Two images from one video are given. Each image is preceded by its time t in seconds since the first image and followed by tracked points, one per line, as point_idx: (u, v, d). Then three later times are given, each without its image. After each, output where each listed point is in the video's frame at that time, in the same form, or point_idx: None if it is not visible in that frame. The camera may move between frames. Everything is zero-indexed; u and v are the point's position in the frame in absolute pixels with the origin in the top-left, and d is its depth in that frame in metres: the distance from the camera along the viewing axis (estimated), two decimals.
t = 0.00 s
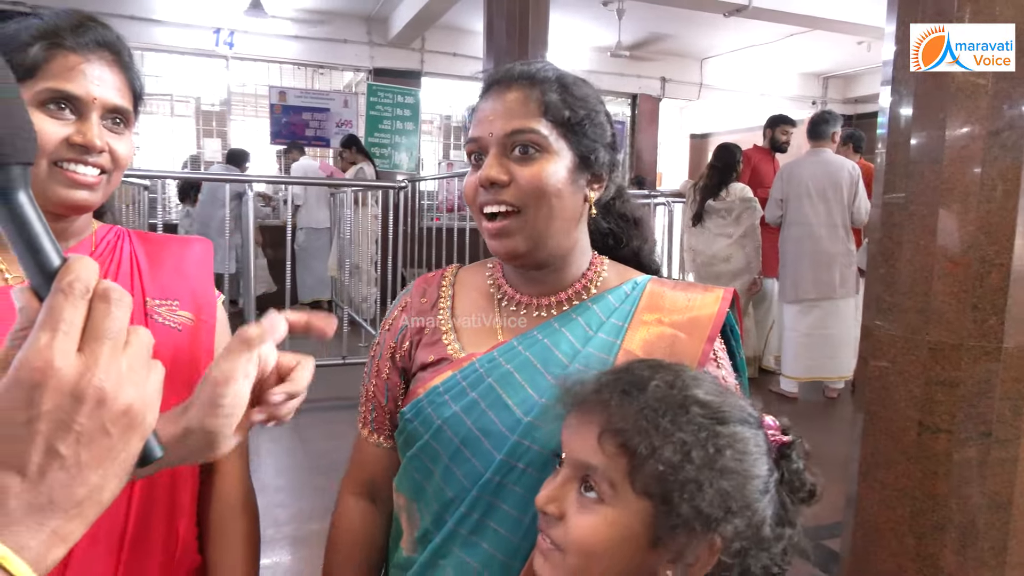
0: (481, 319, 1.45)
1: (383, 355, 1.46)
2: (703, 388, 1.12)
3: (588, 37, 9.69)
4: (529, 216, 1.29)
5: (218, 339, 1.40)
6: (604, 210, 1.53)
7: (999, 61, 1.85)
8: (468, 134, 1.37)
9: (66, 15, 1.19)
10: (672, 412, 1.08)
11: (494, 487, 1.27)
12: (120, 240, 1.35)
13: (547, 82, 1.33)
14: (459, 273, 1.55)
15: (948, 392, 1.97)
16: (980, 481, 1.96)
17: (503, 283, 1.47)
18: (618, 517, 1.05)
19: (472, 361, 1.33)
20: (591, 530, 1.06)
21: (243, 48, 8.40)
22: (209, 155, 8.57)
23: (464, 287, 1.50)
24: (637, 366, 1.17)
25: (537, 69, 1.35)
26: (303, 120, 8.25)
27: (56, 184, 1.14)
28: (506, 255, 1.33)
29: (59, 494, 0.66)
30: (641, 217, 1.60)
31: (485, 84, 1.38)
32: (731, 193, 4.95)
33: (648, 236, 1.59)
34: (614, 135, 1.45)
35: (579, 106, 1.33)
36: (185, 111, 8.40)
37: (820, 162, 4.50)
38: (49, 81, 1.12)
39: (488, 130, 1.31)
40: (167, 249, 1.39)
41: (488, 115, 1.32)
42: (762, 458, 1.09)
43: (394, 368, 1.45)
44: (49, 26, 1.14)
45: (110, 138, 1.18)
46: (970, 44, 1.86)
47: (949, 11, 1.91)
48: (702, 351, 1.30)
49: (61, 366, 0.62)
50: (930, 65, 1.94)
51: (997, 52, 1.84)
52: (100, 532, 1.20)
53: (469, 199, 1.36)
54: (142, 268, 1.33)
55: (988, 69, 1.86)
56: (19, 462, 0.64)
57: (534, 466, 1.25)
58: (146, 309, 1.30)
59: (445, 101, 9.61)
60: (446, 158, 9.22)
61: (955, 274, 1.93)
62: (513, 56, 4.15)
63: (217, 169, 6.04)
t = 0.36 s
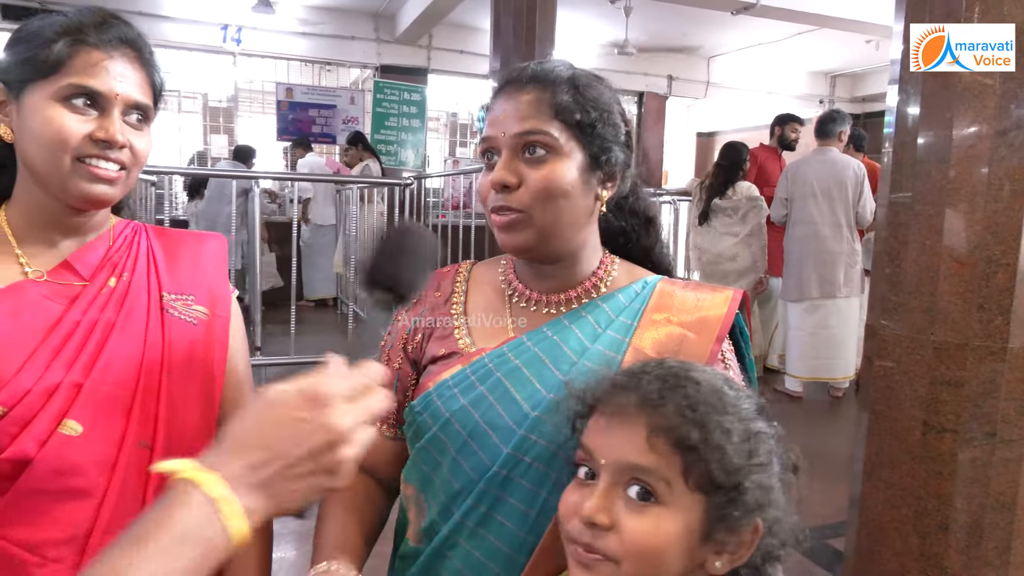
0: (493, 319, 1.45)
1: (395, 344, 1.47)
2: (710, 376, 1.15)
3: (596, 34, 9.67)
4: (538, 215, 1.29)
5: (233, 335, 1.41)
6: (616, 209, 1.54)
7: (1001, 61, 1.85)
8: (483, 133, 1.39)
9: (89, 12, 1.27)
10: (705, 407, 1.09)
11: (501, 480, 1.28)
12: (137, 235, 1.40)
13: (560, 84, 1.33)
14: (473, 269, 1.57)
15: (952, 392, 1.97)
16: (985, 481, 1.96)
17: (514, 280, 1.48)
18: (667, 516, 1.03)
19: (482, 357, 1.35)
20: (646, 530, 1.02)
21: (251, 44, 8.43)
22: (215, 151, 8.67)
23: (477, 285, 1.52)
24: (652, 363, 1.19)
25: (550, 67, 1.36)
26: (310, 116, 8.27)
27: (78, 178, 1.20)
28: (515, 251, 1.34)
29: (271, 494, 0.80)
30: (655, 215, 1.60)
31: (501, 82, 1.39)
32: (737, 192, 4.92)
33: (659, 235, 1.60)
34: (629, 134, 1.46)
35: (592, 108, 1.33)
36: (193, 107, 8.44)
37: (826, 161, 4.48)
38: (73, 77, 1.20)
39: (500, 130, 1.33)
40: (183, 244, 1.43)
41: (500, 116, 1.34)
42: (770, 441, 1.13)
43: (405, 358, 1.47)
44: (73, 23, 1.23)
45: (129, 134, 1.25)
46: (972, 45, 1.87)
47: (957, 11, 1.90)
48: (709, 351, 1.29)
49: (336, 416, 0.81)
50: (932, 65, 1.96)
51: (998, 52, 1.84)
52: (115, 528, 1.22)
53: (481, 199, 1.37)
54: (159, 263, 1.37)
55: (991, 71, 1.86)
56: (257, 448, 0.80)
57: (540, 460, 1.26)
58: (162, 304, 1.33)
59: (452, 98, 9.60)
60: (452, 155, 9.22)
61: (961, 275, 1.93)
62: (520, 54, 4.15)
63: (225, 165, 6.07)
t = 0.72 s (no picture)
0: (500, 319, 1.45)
1: (398, 344, 1.47)
2: (707, 373, 1.16)
3: (593, 33, 9.67)
4: (546, 216, 1.30)
5: (237, 333, 1.40)
6: (626, 210, 1.54)
7: (999, 61, 1.85)
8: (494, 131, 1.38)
9: (100, 11, 1.26)
10: (713, 409, 1.10)
11: (511, 482, 1.28)
12: (143, 235, 1.39)
13: (573, 81, 1.33)
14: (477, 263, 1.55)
15: (949, 390, 1.98)
16: (981, 478, 1.97)
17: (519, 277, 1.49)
18: (689, 525, 1.06)
19: (490, 356, 1.35)
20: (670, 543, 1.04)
21: (247, 42, 8.41)
22: (213, 149, 8.50)
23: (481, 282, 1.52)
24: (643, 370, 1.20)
25: (564, 66, 1.36)
26: (307, 114, 8.25)
27: (90, 176, 1.20)
28: (522, 249, 1.34)
29: (369, 462, 0.90)
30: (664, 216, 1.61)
31: (512, 82, 1.39)
32: (735, 190, 4.93)
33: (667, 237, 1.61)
34: (642, 138, 1.47)
35: (604, 109, 1.33)
36: (189, 106, 8.40)
37: (825, 160, 4.48)
38: (84, 76, 1.20)
39: (512, 128, 1.33)
40: (187, 243, 1.42)
41: (512, 114, 1.34)
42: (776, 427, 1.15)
43: (406, 358, 1.46)
44: (85, 22, 1.22)
45: (140, 134, 1.25)
46: (970, 44, 1.87)
47: (955, 9, 1.91)
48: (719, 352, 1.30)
49: (429, 405, 0.92)
50: (930, 64, 1.96)
51: (996, 52, 1.85)
52: (120, 526, 1.22)
53: (488, 194, 1.36)
54: (164, 262, 1.37)
55: (989, 70, 1.86)
56: (361, 418, 0.91)
57: (551, 462, 1.27)
58: (166, 302, 1.33)
59: (449, 96, 9.58)
60: (448, 154, 9.21)
61: (958, 272, 1.94)
62: (518, 52, 4.15)
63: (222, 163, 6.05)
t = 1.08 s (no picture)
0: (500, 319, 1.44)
1: (401, 347, 1.47)
2: (713, 428, 1.16)
3: (587, 31, 9.68)
4: (553, 205, 1.29)
5: (236, 331, 1.39)
6: (621, 200, 1.55)
7: (999, 61, 1.86)
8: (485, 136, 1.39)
9: (103, 7, 1.25)
10: (702, 464, 1.11)
11: (511, 482, 1.28)
12: (142, 233, 1.38)
13: (558, 76, 1.34)
14: (476, 265, 1.54)
15: (942, 388, 1.99)
16: (975, 476, 1.98)
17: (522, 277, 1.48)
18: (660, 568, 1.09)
19: (489, 357, 1.35)
20: None
21: (241, 39, 8.38)
22: (205, 147, 8.49)
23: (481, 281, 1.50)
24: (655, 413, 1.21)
25: (547, 61, 1.36)
26: (300, 112, 8.23)
27: (91, 173, 1.19)
28: (529, 246, 1.34)
29: (370, 455, 0.90)
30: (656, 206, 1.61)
31: (497, 85, 1.39)
32: (729, 189, 4.96)
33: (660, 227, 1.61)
34: (629, 124, 1.47)
35: (591, 96, 1.34)
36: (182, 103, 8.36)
37: (821, 159, 4.49)
38: (86, 73, 1.19)
39: (504, 128, 1.32)
40: (188, 241, 1.41)
41: (503, 114, 1.33)
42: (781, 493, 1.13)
43: (411, 359, 1.46)
44: (88, 18, 1.22)
45: (142, 131, 1.24)
46: (970, 44, 1.87)
47: (949, 9, 1.91)
48: (719, 351, 1.30)
49: (432, 400, 0.92)
50: (930, 64, 1.96)
51: (996, 52, 1.85)
52: (118, 523, 1.21)
53: (488, 197, 1.36)
54: (164, 260, 1.35)
55: (987, 69, 1.87)
56: (362, 413, 0.91)
57: (551, 462, 1.27)
58: (166, 301, 1.31)
59: (444, 95, 9.57)
60: (443, 153, 9.20)
61: (951, 270, 1.95)
62: (511, 50, 4.14)
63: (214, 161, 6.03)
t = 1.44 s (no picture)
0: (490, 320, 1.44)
1: (395, 351, 1.46)
2: (726, 428, 1.17)
3: (579, 31, 9.68)
4: (545, 208, 1.29)
5: (235, 333, 1.38)
6: (611, 202, 1.56)
7: (999, 61, 1.86)
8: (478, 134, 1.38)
9: (102, 8, 1.25)
10: (704, 460, 1.11)
11: (507, 482, 1.28)
12: (140, 234, 1.37)
13: (555, 78, 1.34)
14: (465, 266, 1.54)
15: (934, 384, 2.00)
16: (966, 472, 1.99)
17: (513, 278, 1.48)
18: (657, 560, 1.08)
19: (482, 359, 1.34)
20: (638, 574, 1.08)
21: (231, 39, 8.35)
22: (196, 148, 8.40)
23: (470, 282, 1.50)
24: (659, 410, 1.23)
25: (544, 63, 1.36)
26: (291, 112, 8.19)
27: (89, 174, 1.18)
28: (520, 249, 1.33)
29: (360, 459, 0.89)
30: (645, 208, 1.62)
31: (491, 85, 1.39)
32: (723, 188, 4.98)
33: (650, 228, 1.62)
34: (622, 128, 1.47)
35: (587, 100, 1.34)
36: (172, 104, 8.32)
37: (812, 157, 4.51)
38: (84, 73, 1.18)
39: (499, 129, 1.32)
40: (186, 242, 1.40)
41: (498, 114, 1.33)
42: (785, 495, 1.12)
43: (405, 364, 1.46)
44: (86, 19, 1.21)
45: (140, 132, 1.23)
46: (970, 44, 1.87)
47: (939, 8, 1.92)
48: (709, 346, 1.30)
49: (424, 403, 0.91)
50: (930, 64, 1.94)
51: (996, 52, 1.86)
52: (117, 525, 1.20)
53: (479, 198, 1.35)
54: (162, 261, 1.34)
55: (988, 69, 1.87)
56: (353, 416, 0.90)
57: (547, 462, 1.27)
58: (164, 302, 1.31)
59: (435, 94, 9.55)
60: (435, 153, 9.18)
61: (942, 268, 1.96)
62: (503, 49, 4.14)
63: (205, 161, 5.99)
